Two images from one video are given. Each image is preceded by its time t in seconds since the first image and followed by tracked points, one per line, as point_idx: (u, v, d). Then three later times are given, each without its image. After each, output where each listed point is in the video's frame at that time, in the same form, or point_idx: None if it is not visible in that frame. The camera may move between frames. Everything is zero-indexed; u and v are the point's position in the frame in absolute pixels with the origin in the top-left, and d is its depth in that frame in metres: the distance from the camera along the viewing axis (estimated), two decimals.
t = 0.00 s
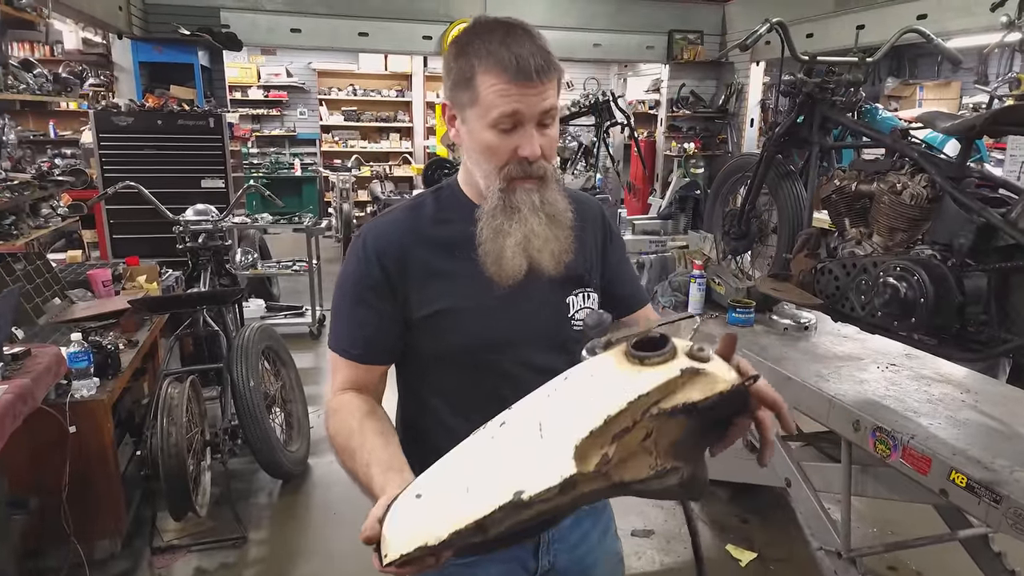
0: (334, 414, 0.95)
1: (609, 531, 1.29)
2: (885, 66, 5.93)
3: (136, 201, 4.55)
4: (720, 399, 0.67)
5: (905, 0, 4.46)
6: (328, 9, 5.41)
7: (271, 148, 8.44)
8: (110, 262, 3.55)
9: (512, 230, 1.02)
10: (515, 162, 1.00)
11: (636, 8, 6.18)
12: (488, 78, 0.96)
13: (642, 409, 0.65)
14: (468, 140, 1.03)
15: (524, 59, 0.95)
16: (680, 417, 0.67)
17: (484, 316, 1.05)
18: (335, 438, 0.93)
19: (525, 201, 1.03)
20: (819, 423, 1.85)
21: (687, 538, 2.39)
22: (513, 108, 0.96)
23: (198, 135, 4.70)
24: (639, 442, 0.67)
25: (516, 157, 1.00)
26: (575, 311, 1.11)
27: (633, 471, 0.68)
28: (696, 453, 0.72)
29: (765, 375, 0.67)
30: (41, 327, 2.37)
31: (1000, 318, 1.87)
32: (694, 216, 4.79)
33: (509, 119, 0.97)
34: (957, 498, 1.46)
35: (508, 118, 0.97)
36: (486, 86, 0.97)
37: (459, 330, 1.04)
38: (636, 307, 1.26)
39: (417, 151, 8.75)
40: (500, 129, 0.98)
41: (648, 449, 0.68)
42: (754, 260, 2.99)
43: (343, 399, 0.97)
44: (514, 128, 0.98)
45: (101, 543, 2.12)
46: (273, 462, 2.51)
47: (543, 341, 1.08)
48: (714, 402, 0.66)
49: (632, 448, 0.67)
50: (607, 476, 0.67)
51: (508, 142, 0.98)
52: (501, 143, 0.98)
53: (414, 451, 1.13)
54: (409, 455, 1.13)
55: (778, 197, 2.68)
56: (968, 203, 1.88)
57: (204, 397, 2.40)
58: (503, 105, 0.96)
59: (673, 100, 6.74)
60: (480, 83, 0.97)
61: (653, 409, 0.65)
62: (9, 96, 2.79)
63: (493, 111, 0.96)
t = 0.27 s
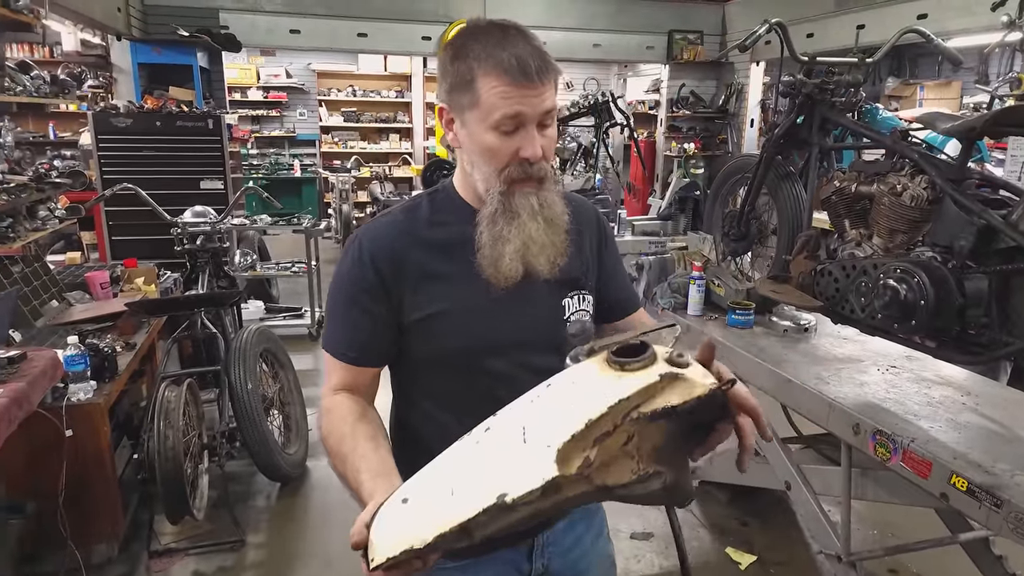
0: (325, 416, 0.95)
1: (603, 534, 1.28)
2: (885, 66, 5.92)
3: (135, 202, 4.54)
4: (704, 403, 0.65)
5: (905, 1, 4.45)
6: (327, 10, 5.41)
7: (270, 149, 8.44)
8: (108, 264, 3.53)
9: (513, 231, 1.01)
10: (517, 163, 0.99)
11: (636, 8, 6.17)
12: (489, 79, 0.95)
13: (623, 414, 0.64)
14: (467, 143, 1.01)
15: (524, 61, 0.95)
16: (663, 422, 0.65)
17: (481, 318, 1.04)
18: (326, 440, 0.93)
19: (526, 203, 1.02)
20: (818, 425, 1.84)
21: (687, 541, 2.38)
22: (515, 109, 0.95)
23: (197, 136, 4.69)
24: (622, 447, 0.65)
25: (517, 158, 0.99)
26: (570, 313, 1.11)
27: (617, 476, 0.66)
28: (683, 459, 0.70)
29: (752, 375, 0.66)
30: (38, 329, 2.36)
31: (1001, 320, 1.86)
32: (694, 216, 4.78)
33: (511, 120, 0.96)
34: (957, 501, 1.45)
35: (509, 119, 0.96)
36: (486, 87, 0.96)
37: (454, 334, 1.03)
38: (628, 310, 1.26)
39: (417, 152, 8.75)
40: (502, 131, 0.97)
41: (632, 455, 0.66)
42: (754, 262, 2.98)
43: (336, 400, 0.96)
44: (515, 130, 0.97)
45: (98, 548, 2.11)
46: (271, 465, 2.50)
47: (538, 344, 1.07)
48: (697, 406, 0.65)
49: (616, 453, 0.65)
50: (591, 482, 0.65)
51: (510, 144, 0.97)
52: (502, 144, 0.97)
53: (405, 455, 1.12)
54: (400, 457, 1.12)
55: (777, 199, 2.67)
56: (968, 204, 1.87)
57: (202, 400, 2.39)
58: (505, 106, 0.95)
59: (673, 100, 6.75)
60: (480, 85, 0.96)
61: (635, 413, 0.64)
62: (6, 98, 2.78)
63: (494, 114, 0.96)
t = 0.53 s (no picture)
0: (328, 416, 0.93)
1: (601, 535, 1.28)
2: (886, 67, 5.91)
3: (133, 202, 4.53)
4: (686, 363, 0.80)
5: (906, 2, 4.44)
6: (327, 9, 5.40)
7: (270, 149, 8.43)
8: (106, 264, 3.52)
9: (521, 233, 1.00)
10: (524, 168, 0.99)
11: (636, 9, 6.16)
12: (502, 82, 0.95)
13: (627, 370, 0.75)
14: (476, 145, 1.00)
15: (538, 65, 0.94)
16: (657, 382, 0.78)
17: (488, 319, 1.03)
18: (330, 441, 0.91)
19: (534, 207, 1.02)
20: (818, 428, 1.83)
21: (686, 544, 2.37)
22: (528, 113, 0.95)
23: (196, 135, 4.68)
24: (625, 408, 0.75)
25: (526, 163, 0.98)
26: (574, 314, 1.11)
27: (621, 442, 0.75)
28: (671, 433, 0.81)
29: (723, 340, 0.82)
30: (34, 330, 2.35)
31: (1001, 323, 1.85)
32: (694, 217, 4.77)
33: (523, 124, 0.95)
34: (957, 506, 1.44)
35: (521, 123, 0.95)
36: (500, 90, 0.95)
37: (459, 335, 1.02)
38: (625, 313, 1.26)
39: (417, 152, 8.74)
40: (513, 134, 0.96)
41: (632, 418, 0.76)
42: (754, 263, 2.96)
43: (339, 400, 0.95)
44: (527, 134, 0.96)
45: (93, 550, 2.10)
46: (268, 466, 2.49)
47: (542, 344, 1.06)
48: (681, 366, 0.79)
49: (619, 417, 0.75)
50: (599, 441, 0.74)
51: (519, 149, 0.97)
52: (513, 148, 0.97)
53: (405, 455, 1.11)
54: (400, 456, 1.11)
55: (777, 200, 2.65)
56: (968, 207, 1.86)
57: (198, 401, 2.38)
58: (517, 110, 0.94)
59: (674, 101, 6.76)
60: (494, 87, 0.95)
61: (635, 371, 0.76)
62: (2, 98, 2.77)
63: (506, 118, 0.95)
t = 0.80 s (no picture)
0: (342, 422, 0.92)
1: (603, 534, 1.28)
2: (886, 66, 5.89)
3: (132, 204, 4.53)
4: (703, 370, 0.94)
5: (906, 1, 4.44)
6: (326, 10, 5.39)
7: (269, 150, 8.42)
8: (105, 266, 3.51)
9: (538, 235, 1.00)
10: (544, 168, 0.98)
11: (636, 9, 6.14)
12: (524, 85, 0.93)
13: (652, 374, 0.89)
14: (494, 148, 0.98)
15: (560, 68, 0.94)
16: (675, 385, 0.91)
17: (503, 320, 1.03)
18: (348, 447, 0.90)
19: (549, 208, 1.01)
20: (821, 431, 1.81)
21: (686, 547, 2.36)
22: (549, 117, 0.94)
23: (195, 137, 4.68)
24: (651, 412, 0.88)
25: (544, 164, 0.98)
26: (583, 314, 1.12)
27: (649, 442, 0.86)
28: (689, 439, 0.92)
29: (741, 346, 0.94)
30: (32, 333, 2.35)
31: (1002, 325, 1.84)
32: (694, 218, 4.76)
33: (544, 127, 0.94)
34: (959, 508, 1.43)
35: (543, 126, 0.94)
36: (523, 92, 0.94)
37: (474, 336, 1.02)
38: (623, 315, 1.28)
39: (417, 153, 8.74)
40: (534, 136, 0.95)
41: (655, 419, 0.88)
42: (754, 265, 2.95)
43: (353, 404, 0.93)
44: (547, 136, 0.95)
45: (91, 554, 2.08)
46: (267, 469, 2.48)
47: (553, 345, 1.07)
48: (696, 373, 0.93)
49: (646, 417, 0.86)
50: (627, 443, 0.85)
51: (540, 150, 0.96)
52: (532, 151, 0.96)
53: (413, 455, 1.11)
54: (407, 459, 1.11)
55: (776, 201, 2.65)
56: (969, 208, 1.84)
57: (197, 404, 2.37)
58: (539, 113, 0.93)
59: (674, 101, 6.76)
60: (516, 90, 0.94)
61: (658, 375, 0.90)
62: None
63: (528, 120, 0.94)
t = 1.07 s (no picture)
0: (353, 426, 0.90)
1: (607, 529, 1.28)
2: (886, 65, 5.89)
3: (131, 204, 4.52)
4: (707, 352, 0.92)
5: (906, 0, 4.43)
6: (325, 10, 5.38)
7: (269, 150, 8.42)
8: (103, 267, 3.50)
9: (559, 232, 0.99)
10: (565, 168, 0.98)
11: (636, 8, 6.13)
12: (552, 84, 0.93)
13: (660, 357, 0.87)
14: (515, 147, 0.97)
15: (586, 67, 0.94)
16: (682, 367, 0.90)
17: (517, 319, 1.02)
18: (361, 451, 0.88)
19: (568, 207, 1.00)
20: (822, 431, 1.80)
21: (687, 547, 2.35)
22: (575, 116, 0.93)
23: (194, 137, 4.67)
24: (663, 395, 0.85)
25: (567, 163, 0.97)
26: (591, 311, 1.14)
27: (663, 424, 0.84)
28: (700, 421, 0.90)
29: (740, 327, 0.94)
30: (30, 334, 2.34)
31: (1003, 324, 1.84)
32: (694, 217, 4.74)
33: (569, 126, 0.94)
34: (960, 509, 1.42)
35: (567, 125, 0.94)
36: (550, 91, 0.93)
37: (488, 335, 1.01)
38: (623, 314, 1.28)
39: (417, 153, 8.73)
40: (558, 135, 0.94)
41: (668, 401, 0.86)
42: (754, 264, 2.94)
43: (363, 406, 0.92)
44: (570, 136, 0.95)
45: (90, 555, 2.07)
46: (267, 469, 2.47)
47: (563, 343, 1.07)
48: (701, 354, 0.91)
49: (659, 399, 0.85)
50: (641, 426, 0.82)
51: (564, 150, 0.95)
52: (554, 150, 0.95)
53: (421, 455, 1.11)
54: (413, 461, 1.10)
55: (776, 200, 2.63)
56: (971, 206, 1.83)
57: (196, 405, 2.37)
58: (565, 112, 0.93)
59: (674, 100, 6.76)
60: (542, 89, 0.93)
61: (666, 357, 0.88)
62: None
63: (554, 119, 0.93)
